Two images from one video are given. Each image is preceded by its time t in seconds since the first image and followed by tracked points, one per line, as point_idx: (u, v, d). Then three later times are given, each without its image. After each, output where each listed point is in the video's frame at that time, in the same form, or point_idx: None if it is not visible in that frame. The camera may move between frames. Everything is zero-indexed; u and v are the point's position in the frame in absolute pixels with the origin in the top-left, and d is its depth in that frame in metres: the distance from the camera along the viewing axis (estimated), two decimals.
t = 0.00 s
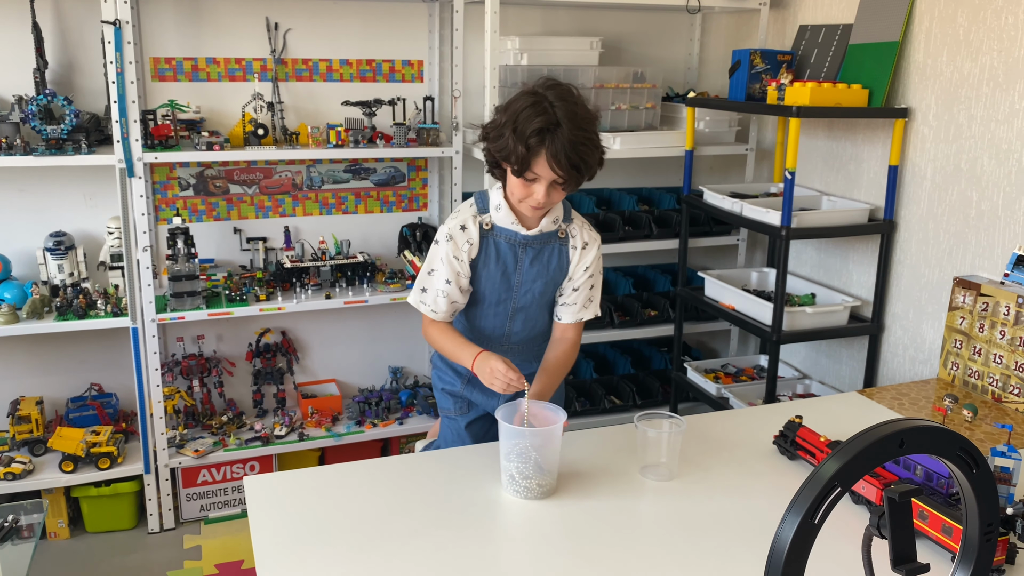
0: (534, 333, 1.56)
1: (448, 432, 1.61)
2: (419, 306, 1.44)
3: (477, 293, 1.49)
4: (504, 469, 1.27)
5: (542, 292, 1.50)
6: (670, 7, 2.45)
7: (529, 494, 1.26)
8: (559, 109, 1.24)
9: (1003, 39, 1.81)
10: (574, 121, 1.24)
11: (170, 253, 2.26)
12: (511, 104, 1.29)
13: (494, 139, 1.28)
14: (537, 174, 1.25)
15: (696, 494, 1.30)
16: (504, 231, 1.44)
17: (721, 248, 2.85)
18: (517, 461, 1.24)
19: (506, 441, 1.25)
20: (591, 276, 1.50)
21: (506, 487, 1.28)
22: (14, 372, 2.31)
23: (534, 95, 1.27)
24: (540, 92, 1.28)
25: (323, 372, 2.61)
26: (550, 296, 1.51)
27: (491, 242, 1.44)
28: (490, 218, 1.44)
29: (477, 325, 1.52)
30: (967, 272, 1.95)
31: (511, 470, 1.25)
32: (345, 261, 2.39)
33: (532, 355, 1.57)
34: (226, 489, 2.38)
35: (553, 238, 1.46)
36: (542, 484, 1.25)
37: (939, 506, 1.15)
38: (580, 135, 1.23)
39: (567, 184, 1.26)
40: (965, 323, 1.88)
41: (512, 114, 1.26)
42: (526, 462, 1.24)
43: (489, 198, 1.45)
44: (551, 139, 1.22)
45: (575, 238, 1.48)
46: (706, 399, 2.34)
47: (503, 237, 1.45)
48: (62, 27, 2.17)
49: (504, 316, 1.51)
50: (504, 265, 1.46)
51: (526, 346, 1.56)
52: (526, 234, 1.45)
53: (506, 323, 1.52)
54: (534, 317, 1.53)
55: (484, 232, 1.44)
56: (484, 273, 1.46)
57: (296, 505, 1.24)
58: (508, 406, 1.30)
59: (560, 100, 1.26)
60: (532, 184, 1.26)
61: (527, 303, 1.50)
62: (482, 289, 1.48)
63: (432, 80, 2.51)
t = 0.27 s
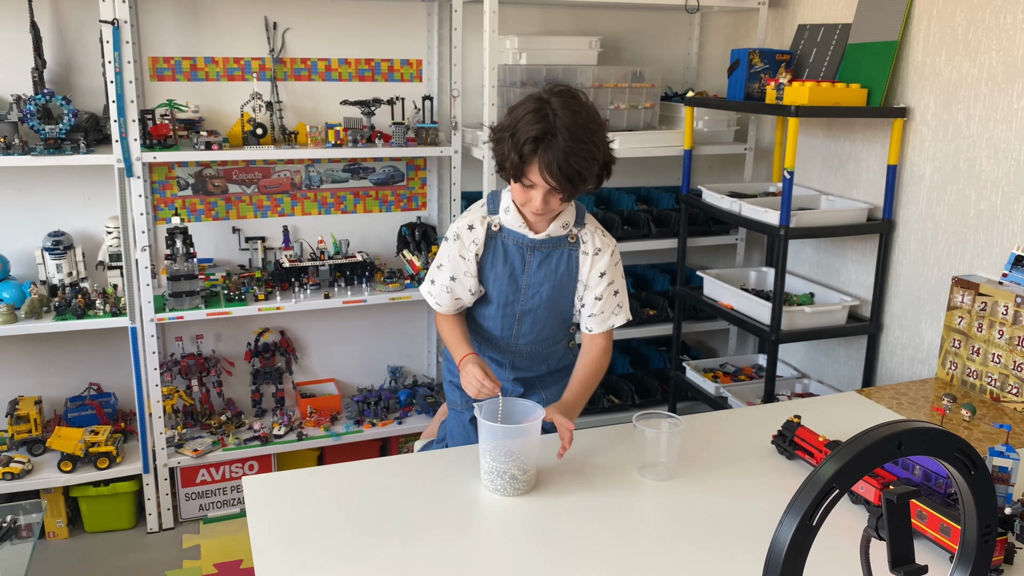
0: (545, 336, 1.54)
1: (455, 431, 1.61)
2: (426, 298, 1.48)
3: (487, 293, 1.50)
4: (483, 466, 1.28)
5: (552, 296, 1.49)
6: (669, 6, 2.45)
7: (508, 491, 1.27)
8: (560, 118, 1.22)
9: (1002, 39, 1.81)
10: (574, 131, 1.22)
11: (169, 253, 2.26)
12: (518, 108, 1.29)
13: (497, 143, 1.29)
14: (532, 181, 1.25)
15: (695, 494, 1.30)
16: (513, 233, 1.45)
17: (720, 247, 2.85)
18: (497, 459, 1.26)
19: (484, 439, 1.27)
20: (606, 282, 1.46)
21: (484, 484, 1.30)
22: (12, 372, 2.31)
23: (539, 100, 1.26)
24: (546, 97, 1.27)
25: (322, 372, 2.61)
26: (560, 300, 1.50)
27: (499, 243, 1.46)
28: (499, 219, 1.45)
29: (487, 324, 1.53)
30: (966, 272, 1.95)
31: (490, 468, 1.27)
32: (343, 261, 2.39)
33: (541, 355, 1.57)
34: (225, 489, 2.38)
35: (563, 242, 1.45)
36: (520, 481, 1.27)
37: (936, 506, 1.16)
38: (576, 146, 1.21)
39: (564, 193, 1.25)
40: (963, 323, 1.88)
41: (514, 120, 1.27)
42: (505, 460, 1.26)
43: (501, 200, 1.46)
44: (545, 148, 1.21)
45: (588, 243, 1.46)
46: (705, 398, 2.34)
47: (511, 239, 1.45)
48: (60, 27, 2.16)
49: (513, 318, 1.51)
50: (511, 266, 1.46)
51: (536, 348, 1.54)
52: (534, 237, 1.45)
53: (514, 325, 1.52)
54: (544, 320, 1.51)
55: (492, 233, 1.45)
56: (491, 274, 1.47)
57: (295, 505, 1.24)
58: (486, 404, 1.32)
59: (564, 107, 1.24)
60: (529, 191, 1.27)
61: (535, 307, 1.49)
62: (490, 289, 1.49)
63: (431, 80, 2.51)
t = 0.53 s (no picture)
0: (545, 340, 1.53)
1: (456, 430, 1.60)
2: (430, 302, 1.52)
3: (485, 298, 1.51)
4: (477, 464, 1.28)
5: (548, 302, 1.47)
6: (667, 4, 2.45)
7: (503, 490, 1.26)
8: (545, 125, 1.22)
9: (1000, 37, 1.81)
10: (559, 139, 1.21)
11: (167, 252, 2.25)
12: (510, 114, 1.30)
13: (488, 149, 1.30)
14: (518, 188, 1.25)
15: (694, 493, 1.30)
16: (508, 238, 1.45)
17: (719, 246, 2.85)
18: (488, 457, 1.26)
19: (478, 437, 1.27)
20: (603, 292, 1.42)
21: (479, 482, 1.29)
22: (10, 371, 2.30)
23: (529, 107, 1.26)
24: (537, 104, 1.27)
25: (321, 370, 2.61)
26: (557, 306, 1.48)
27: (494, 248, 1.46)
28: (494, 225, 1.46)
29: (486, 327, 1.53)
30: (964, 270, 1.95)
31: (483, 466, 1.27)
32: (342, 259, 2.38)
33: (543, 358, 1.56)
34: (223, 488, 2.37)
35: (557, 248, 1.43)
36: (514, 480, 1.26)
37: (936, 504, 1.16)
38: (559, 155, 1.20)
39: (549, 202, 1.25)
40: (962, 321, 1.88)
41: (503, 126, 1.27)
42: (498, 459, 1.25)
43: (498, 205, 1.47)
44: (527, 155, 1.21)
45: (583, 251, 1.43)
46: (704, 397, 2.34)
47: (506, 244, 1.46)
48: (58, 25, 2.16)
49: (510, 323, 1.50)
50: (507, 272, 1.46)
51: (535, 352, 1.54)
52: (527, 244, 1.44)
53: (512, 329, 1.51)
54: (541, 326, 1.50)
55: (488, 238, 1.46)
56: (487, 278, 1.48)
57: (293, 504, 1.24)
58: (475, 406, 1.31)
59: (551, 115, 1.23)
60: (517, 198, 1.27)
61: (531, 312, 1.49)
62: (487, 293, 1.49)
63: (430, 78, 2.51)
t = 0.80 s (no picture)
0: (543, 340, 1.53)
1: (454, 430, 1.60)
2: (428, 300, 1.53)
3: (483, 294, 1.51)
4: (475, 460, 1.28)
5: (545, 299, 1.47)
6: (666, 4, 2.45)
7: (501, 486, 1.27)
8: (534, 121, 1.23)
9: (999, 38, 1.82)
10: (547, 134, 1.22)
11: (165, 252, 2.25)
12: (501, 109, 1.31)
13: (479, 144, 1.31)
14: (507, 184, 1.26)
15: (693, 493, 1.30)
16: (504, 235, 1.46)
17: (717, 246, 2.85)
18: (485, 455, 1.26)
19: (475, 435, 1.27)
20: (601, 290, 1.41)
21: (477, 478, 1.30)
22: (8, 371, 2.30)
23: (520, 102, 1.26)
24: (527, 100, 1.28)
25: (319, 370, 2.61)
26: (554, 304, 1.48)
27: (491, 245, 1.47)
28: (491, 222, 1.46)
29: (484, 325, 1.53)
30: (962, 271, 1.95)
31: (481, 463, 1.27)
32: (340, 259, 2.38)
33: (541, 359, 1.55)
34: (221, 488, 2.37)
35: (554, 245, 1.43)
36: (513, 477, 1.27)
37: (934, 504, 1.16)
38: (546, 150, 1.20)
39: (538, 197, 1.25)
40: (960, 321, 1.89)
41: (493, 121, 1.28)
42: (496, 457, 1.25)
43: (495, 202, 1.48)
44: (515, 150, 1.22)
45: (580, 248, 1.43)
46: (702, 397, 2.34)
47: (503, 241, 1.46)
48: (55, 25, 2.15)
49: (508, 320, 1.51)
50: (504, 268, 1.46)
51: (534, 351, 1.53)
52: (524, 240, 1.44)
53: (510, 327, 1.51)
54: (539, 323, 1.50)
55: (485, 235, 1.47)
56: (485, 275, 1.48)
57: (291, 505, 1.24)
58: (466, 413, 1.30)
59: (541, 110, 1.24)
60: (506, 193, 1.28)
61: (529, 310, 1.48)
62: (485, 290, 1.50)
63: (428, 78, 2.51)
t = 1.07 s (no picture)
0: (538, 341, 1.53)
1: (450, 436, 1.60)
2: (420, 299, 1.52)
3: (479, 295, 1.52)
4: (473, 465, 1.29)
5: (540, 298, 1.47)
6: (663, 9, 2.45)
7: (499, 492, 1.28)
8: (531, 117, 1.23)
9: (994, 44, 1.82)
10: (544, 129, 1.22)
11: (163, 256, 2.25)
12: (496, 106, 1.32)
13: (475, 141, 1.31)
14: (505, 180, 1.27)
15: (690, 499, 1.30)
16: (500, 234, 1.47)
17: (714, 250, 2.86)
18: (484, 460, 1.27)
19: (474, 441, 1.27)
20: (596, 288, 1.42)
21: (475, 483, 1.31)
22: (5, 375, 2.30)
23: (516, 99, 1.27)
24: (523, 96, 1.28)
25: (316, 374, 2.61)
26: (549, 304, 1.48)
27: (487, 244, 1.47)
28: (486, 221, 1.47)
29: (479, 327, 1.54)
30: (958, 276, 1.96)
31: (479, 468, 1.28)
32: (338, 263, 2.38)
33: (537, 362, 1.55)
34: (219, 492, 2.37)
35: (549, 243, 1.45)
36: (511, 482, 1.28)
37: (931, 510, 1.17)
38: (543, 145, 1.21)
39: (535, 193, 1.26)
40: (955, 326, 1.89)
41: (489, 117, 1.29)
42: (495, 462, 1.26)
43: (491, 202, 1.49)
44: (513, 146, 1.22)
45: (575, 246, 1.44)
46: (699, 401, 2.35)
47: (499, 240, 1.47)
48: (53, 29, 2.16)
49: (504, 320, 1.51)
50: (499, 268, 1.47)
51: (529, 353, 1.53)
52: (520, 239, 1.45)
53: (505, 327, 1.51)
54: (534, 324, 1.50)
55: (480, 234, 1.48)
56: (480, 275, 1.49)
57: (289, 511, 1.24)
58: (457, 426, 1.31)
59: (537, 106, 1.25)
60: (503, 190, 1.28)
61: (525, 309, 1.49)
62: (480, 290, 1.50)
63: (426, 83, 2.51)
